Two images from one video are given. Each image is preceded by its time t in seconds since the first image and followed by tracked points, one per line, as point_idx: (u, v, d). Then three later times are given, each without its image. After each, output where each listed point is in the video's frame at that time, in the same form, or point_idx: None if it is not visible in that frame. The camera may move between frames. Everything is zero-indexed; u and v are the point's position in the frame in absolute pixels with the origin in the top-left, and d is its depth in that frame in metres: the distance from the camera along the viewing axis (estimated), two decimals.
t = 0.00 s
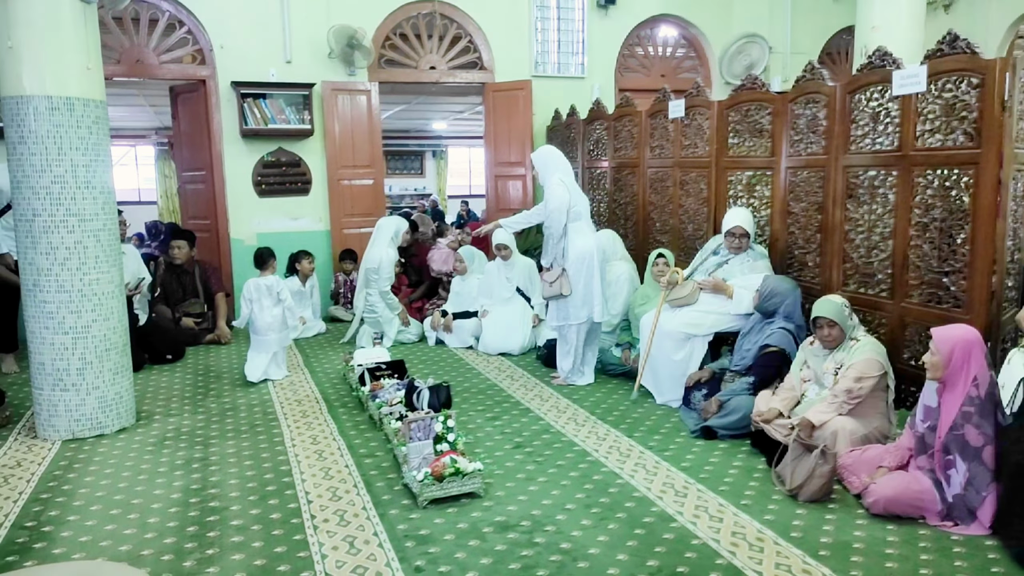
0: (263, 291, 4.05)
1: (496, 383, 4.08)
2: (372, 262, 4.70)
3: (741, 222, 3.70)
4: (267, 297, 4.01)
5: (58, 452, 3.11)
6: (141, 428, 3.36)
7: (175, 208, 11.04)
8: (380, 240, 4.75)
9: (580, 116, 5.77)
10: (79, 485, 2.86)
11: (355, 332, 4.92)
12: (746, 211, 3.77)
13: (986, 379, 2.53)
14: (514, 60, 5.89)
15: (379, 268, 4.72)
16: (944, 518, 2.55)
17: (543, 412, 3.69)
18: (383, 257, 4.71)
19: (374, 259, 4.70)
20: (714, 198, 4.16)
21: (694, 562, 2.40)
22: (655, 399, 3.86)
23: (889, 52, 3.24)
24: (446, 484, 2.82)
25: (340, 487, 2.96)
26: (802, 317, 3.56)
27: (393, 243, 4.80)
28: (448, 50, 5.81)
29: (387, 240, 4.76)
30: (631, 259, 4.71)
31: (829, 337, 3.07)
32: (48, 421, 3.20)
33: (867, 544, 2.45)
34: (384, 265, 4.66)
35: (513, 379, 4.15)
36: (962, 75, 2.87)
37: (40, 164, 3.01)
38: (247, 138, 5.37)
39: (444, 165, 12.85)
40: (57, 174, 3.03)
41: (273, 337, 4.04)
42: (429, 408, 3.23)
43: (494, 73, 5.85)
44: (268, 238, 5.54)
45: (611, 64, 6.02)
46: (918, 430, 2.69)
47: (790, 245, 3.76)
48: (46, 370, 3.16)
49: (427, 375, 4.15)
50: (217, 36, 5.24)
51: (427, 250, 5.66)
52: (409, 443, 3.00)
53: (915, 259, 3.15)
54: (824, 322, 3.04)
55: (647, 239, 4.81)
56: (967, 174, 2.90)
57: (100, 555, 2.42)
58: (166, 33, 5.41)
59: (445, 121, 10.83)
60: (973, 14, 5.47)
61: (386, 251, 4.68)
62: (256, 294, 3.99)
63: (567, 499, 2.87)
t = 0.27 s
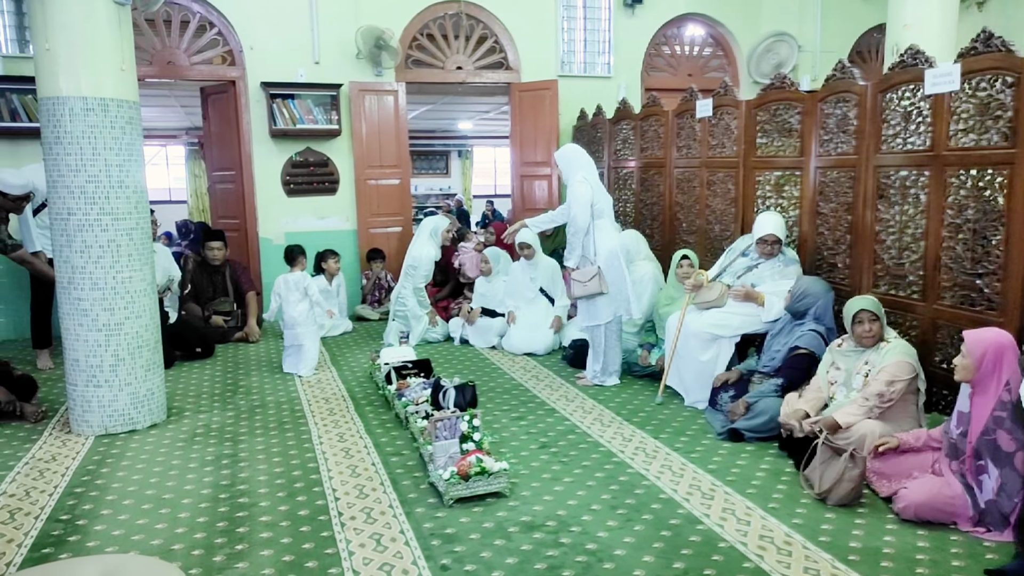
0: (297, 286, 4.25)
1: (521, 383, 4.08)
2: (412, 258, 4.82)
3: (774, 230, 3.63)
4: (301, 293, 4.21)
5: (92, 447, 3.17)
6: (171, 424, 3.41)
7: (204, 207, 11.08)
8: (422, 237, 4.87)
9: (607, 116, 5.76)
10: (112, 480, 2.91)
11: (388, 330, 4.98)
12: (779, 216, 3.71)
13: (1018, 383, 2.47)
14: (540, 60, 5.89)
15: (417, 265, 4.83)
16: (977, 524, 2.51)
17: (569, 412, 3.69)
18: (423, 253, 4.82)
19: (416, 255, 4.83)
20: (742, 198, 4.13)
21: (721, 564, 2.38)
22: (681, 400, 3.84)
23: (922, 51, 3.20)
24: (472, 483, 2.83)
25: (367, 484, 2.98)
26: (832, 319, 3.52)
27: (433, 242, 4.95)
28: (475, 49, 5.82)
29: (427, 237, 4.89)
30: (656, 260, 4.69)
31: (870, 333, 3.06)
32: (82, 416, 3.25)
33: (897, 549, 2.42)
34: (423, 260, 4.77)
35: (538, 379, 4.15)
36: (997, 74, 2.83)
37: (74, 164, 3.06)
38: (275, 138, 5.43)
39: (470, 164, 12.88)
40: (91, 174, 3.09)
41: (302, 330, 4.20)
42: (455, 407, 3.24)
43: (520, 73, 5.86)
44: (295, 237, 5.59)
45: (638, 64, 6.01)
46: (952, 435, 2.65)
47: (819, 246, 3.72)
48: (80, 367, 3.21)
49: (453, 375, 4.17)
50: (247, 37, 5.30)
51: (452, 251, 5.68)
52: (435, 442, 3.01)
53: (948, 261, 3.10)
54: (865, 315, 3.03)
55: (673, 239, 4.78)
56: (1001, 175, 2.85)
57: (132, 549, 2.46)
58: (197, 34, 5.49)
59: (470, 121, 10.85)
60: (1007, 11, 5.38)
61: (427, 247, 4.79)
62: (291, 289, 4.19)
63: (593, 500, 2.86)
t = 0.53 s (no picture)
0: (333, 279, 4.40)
1: (546, 382, 4.09)
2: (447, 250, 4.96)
3: (806, 232, 3.62)
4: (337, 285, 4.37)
5: (124, 442, 3.22)
6: (201, 420, 3.46)
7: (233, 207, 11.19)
8: (457, 229, 5.10)
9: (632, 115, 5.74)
10: (144, 474, 2.96)
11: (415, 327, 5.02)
12: (810, 217, 3.69)
13: None
14: (566, 60, 5.89)
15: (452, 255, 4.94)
16: (1010, 529, 2.46)
17: (594, 412, 3.68)
18: (457, 246, 4.96)
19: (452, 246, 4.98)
20: (770, 198, 4.09)
21: (748, 566, 2.36)
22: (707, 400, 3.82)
23: (954, 48, 3.15)
24: (497, 481, 2.84)
25: (392, 482, 3.00)
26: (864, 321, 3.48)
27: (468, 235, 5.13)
28: (501, 49, 5.83)
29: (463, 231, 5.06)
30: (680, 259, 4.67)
31: (904, 330, 3.02)
32: (115, 411, 3.31)
33: (927, 553, 2.39)
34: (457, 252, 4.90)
35: (563, 379, 4.15)
36: None
37: (108, 164, 3.12)
38: (304, 139, 5.49)
39: (494, 164, 12.91)
40: (125, 173, 3.14)
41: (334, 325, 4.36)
42: (480, 406, 3.25)
43: (546, 72, 5.86)
44: (323, 236, 5.64)
45: (664, 63, 5.99)
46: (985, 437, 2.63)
47: (849, 246, 3.68)
48: (113, 363, 3.27)
49: (478, 374, 4.18)
50: (276, 39, 5.36)
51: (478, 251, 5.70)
52: (460, 440, 3.00)
53: (981, 261, 3.05)
54: (900, 313, 2.99)
55: (699, 239, 4.76)
56: None
57: (164, 542, 2.50)
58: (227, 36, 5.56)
59: (495, 120, 10.87)
60: None
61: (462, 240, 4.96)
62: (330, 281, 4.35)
63: (618, 499, 2.85)
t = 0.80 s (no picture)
0: (373, 275, 4.52)
1: (573, 382, 4.09)
2: (481, 242, 5.04)
3: (840, 233, 3.56)
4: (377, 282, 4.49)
5: (158, 437, 3.28)
6: (233, 416, 3.51)
7: (264, 206, 11.35)
8: (490, 221, 5.16)
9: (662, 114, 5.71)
10: (177, 469, 3.01)
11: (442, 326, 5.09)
12: (844, 219, 3.66)
13: None
14: (595, 59, 5.88)
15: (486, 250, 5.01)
16: None
17: (622, 412, 3.67)
18: (491, 238, 5.05)
19: (487, 239, 5.05)
20: (801, 198, 4.05)
21: (779, 570, 2.34)
22: (736, 401, 3.79)
23: (993, 46, 3.09)
24: (525, 480, 2.84)
25: (421, 479, 3.01)
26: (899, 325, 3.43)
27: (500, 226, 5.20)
28: (530, 49, 5.83)
29: (497, 223, 5.15)
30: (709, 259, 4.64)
31: (944, 330, 2.96)
32: (149, 407, 3.37)
33: (963, 559, 2.35)
34: (491, 245, 4.99)
35: (590, 379, 4.15)
36: None
37: (144, 163, 3.17)
38: (333, 138, 5.53)
39: (521, 164, 12.92)
40: (159, 173, 3.19)
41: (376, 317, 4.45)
42: (507, 405, 3.25)
43: (575, 72, 5.86)
44: (352, 235, 5.69)
45: (694, 62, 5.95)
46: None
47: (883, 247, 3.63)
48: (147, 359, 3.33)
49: (505, 373, 4.19)
50: (307, 40, 5.41)
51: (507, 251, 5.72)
52: (488, 439, 3.00)
53: (1020, 263, 2.99)
54: (942, 312, 2.94)
55: (729, 239, 4.72)
56: None
57: (197, 536, 2.54)
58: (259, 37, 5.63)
59: (523, 120, 10.88)
60: None
61: (495, 232, 5.04)
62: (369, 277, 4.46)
63: (646, 500, 2.84)
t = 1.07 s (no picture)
0: (406, 272, 4.75)
1: (600, 382, 4.08)
2: (509, 239, 5.01)
3: (871, 233, 3.53)
4: (411, 277, 4.75)
5: (190, 433, 3.33)
6: (263, 413, 3.56)
7: (293, 206, 11.50)
8: (519, 217, 5.14)
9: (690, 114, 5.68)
10: (209, 464, 3.06)
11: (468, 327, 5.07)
12: (876, 219, 3.62)
13: None
14: (623, 59, 5.86)
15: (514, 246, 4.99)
16: None
17: (648, 413, 3.66)
18: (518, 235, 5.02)
19: (514, 235, 5.03)
20: (832, 199, 4.01)
21: (807, 573, 2.32)
22: (764, 403, 3.76)
23: None
24: (552, 480, 2.84)
25: (448, 477, 3.03)
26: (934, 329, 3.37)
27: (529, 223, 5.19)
28: (557, 49, 5.84)
29: (525, 220, 5.12)
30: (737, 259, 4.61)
31: (987, 337, 2.89)
32: (182, 403, 3.43)
33: (997, 566, 2.30)
34: (519, 242, 4.95)
35: (617, 379, 4.14)
36: None
37: (179, 163, 3.23)
38: (362, 139, 5.58)
39: (548, 164, 12.94)
40: (193, 172, 3.25)
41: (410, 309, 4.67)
42: (534, 404, 3.24)
43: (602, 72, 5.85)
44: (380, 234, 5.73)
45: (723, 61, 5.92)
46: None
47: (916, 248, 3.58)
48: (180, 356, 3.39)
49: (532, 372, 4.20)
50: (337, 41, 5.46)
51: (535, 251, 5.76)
52: (515, 438, 3.01)
53: None
54: (983, 319, 2.89)
55: (758, 240, 4.69)
56: None
57: (228, 530, 2.58)
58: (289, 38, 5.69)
59: (550, 120, 10.89)
60: None
61: (523, 230, 5.01)
62: (402, 271, 4.72)
63: (673, 501, 2.83)
